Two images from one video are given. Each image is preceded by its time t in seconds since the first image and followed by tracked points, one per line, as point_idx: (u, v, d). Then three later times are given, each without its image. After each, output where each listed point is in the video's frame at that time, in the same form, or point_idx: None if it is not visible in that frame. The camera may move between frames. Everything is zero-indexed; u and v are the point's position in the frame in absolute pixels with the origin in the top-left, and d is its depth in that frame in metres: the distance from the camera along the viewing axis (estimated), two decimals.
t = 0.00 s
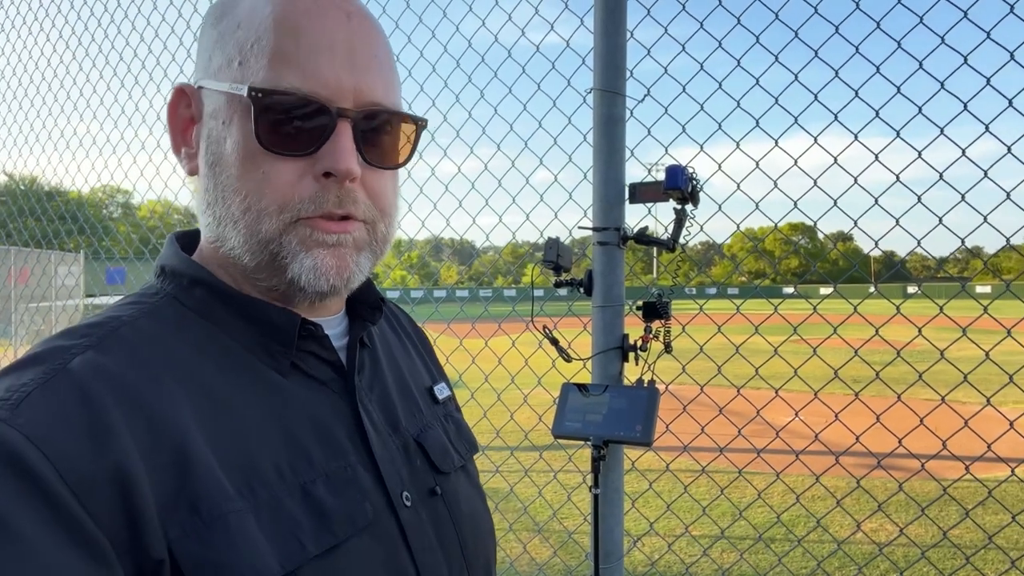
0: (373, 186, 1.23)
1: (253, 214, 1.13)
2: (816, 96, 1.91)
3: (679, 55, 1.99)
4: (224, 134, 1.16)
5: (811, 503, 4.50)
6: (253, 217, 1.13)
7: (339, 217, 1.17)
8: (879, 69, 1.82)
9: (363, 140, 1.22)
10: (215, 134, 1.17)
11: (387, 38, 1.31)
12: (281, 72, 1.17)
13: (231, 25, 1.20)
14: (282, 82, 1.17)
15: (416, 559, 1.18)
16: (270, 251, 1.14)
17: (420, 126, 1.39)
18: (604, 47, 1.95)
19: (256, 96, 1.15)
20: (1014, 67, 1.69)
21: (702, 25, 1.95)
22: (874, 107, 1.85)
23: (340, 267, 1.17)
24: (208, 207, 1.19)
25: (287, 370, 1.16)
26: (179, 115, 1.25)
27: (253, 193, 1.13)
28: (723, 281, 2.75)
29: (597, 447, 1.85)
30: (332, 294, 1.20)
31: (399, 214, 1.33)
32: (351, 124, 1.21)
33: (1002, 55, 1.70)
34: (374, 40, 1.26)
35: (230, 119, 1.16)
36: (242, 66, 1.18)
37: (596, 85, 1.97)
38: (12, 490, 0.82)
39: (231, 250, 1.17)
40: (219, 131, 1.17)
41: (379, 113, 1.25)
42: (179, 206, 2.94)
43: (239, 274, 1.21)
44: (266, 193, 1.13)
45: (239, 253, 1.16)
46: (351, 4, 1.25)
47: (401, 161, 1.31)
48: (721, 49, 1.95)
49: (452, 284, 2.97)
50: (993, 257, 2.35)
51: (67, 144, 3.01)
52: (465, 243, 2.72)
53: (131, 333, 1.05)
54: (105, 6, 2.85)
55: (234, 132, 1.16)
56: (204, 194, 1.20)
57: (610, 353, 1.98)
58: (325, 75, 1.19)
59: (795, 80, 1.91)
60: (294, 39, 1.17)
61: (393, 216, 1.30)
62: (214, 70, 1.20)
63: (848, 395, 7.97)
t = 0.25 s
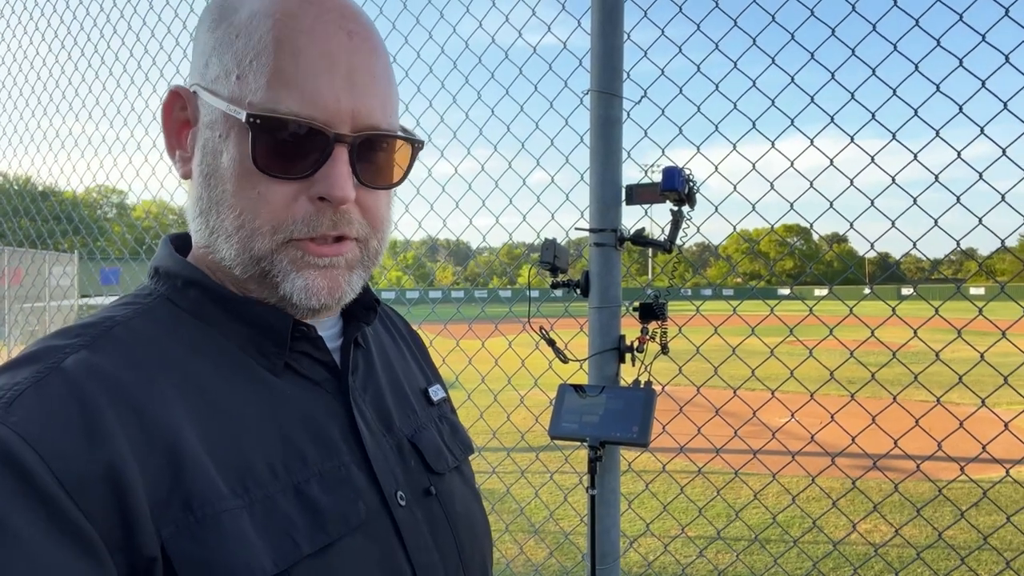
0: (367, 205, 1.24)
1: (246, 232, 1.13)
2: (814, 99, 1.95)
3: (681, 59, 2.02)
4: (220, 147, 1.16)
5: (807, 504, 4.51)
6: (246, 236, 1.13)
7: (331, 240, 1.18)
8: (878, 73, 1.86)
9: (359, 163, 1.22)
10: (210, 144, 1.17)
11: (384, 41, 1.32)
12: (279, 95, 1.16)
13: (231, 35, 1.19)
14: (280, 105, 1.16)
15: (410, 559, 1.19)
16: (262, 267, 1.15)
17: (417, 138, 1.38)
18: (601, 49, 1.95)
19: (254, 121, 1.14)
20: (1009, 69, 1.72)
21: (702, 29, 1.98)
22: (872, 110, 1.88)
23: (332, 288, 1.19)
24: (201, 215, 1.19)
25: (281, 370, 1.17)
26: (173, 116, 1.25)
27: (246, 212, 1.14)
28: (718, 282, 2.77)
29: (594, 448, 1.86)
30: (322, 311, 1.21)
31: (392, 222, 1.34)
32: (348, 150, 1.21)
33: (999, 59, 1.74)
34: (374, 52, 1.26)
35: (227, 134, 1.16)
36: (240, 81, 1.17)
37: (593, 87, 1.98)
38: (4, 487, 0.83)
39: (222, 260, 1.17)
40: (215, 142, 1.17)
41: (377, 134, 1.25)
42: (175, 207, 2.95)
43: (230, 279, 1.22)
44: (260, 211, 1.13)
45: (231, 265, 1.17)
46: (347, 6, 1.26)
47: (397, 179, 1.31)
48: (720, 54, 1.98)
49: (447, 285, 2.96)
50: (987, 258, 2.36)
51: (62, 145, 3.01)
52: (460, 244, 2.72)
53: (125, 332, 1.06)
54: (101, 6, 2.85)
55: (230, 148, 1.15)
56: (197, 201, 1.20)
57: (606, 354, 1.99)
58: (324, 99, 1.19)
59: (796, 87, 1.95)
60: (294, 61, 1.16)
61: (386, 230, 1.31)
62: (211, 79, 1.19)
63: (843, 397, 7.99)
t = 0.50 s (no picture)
0: (361, 208, 1.23)
1: (242, 232, 1.13)
2: (808, 99, 1.92)
3: (675, 59, 2.00)
4: (217, 148, 1.15)
5: (802, 504, 4.52)
6: (241, 236, 1.13)
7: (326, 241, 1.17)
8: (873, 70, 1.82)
9: (356, 165, 1.22)
10: (206, 144, 1.16)
11: (382, 41, 1.31)
12: (277, 96, 1.15)
13: (229, 36, 1.18)
14: (278, 107, 1.15)
15: (405, 562, 1.18)
16: (255, 269, 1.14)
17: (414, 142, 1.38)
18: (596, 50, 1.95)
19: (251, 123, 1.13)
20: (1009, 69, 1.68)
21: (696, 28, 1.96)
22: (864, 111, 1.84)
23: (325, 290, 1.18)
24: (197, 216, 1.18)
25: (275, 372, 1.16)
26: (171, 116, 1.24)
27: (242, 212, 1.13)
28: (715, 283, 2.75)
29: (589, 449, 1.85)
30: (316, 314, 1.20)
31: (388, 226, 1.33)
32: (345, 153, 1.20)
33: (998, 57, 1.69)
34: (373, 54, 1.25)
35: (224, 135, 1.15)
36: (238, 81, 1.15)
37: (589, 88, 1.97)
38: None
39: (216, 261, 1.17)
40: (211, 142, 1.16)
41: (375, 137, 1.24)
42: (170, 207, 2.94)
43: (224, 280, 1.21)
44: (255, 213, 1.13)
45: (226, 266, 1.16)
46: (344, 5, 1.25)
47: (394, 183, 1.30)
48: (714, 53, 1.97)
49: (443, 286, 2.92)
50: (983, 259, 2.36)
51: (57, 144, 2.99)
52: (457, 245, 2.72)
53: (119, 333, 1.05)
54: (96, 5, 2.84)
55: (227, 148, 1.14)
56: (193, 202, 1.20)
57: (602, 355, 1.98)
58: (322, 101, 1.18)
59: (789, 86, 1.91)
60: (292, 62, 1.15)
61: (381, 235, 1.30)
62: (209, 80, 1.18)
63: (838, 397, 8.01)
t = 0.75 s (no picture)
0: (361, 208, 1.23)
1: (242, 230, 1.12)
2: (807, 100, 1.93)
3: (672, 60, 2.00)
4: (218, 147, 1.15)
5: (799, 504, 4.52)
6: (242, 234, 1.12)
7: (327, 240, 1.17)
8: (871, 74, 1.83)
9: (355, 164, 1.21)
10: (208, 143, 1.16)
11: (383, 42, 1.31)
12: (278, 94, 1.15)
13: (230, 34, 1.18)
14: (279, 105, 1.15)
15: (403, 563, 1.18)
16: (256, 268, 1.14)
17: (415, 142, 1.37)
18: (594, 50, 1.95)
19: (251, 120, 1.13)
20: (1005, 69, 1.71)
21: (693, 29, 1.95)
22: (863, 112, 1.86)
23: (324, 288, 1.17)
24: (197, 215, 1.18)
25: (275, 374, 1.16)
26: (173, 116, 1.24)
27: (243, 210, 1.13)
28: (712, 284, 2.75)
29: (587, 449, 1.85)
30: (316, 313, 1.20)
31: (387, 227, 1.33)
32: (345, 151, 1.19)
33: (995, 59, 1.72)
34: (373, 55, 1.25)
35: (225, 134, 1.15)
36: (239, 80, 1.15)
37: (587, 88, 1.97)
38: None
39: (216, 261, 1.16)
40: (213, 142, 1.16)
41: (375, 136, 1.24)
42: (168, 207, 2.93)
43: (224, 280, 1.21)
44: (255, 212, 1.12)
45: (226, 266, 1.16)
46: (345, 6, 1.25)
47: (394, 183, 1.30)
48: (712, 54, 1.96)
49: (441, 286, 2.91)
50: (979, 261, 2.37)
51: (54, 143, 2.99)
52: (455, 245, 2.71)
53: (119, 334, 1.04)
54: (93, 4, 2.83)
55: (227, 147, 1.14)
56: (193, 201, 1.19)
57: (600, 355, 1.98)
58: (323, 99, 1.17)
59: (787, 87, 1.92)
60: (294, 60, 1.15)
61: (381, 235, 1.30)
62: (210, 79, 1.18)
63: (836, 398, 8.03)
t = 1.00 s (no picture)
0: (358, 207, 1.23)
1: (239, 230, 1.12)
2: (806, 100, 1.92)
3: (669, 61, 1.98)
4: (214, 147, 1.15)
5: (798, 505, 4.52)
6: (238, 234, 1.12)
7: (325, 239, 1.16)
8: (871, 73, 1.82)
9: (352, 163, 1.21)
10: (204, 142, 1.16)
11: (380, 42, 1.31)
12: (274, 93, 1.14)
13: (226, 33, 1.17)
14: (275, 103, 1.14)
15: (400, 565, 1.17)
16: (253, 267, 1.13)
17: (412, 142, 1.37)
18: (592, 51, 1.95)
19: (247, 118, 1.13)
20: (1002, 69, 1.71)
21: (690, 28, 1.94)
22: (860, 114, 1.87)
23: (323, 282, 1.17)
24: (194, 215, 1.18)
25: (272, 374, 1.15)
26: (169, 116, 1.23)
27: (239, 210, 1.12)
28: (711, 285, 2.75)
29: (585, 450, 1.85)
30: (315, 309, 1.19)
31: (384, 227, 1.33)
32: (342, 150, 1.19)
33: (993, 59, 1.71)
34: (371, 55, 1.25)
35: (221, 133, 1.14)
36: (235, 79, 1.15)
37: (585, 89, 1.97)
38: None
39: (213, 261, 1.16)
40: (209, 141, 1.15)
41: (372, 134, 1.23)
42: (166, 206, 2.92)
43: (222, 280, 1.20)
44: (252, 211, 1.12)
45: (223, 266, 1.15)
46: (342, 5, 1.24)
47: (391, 182, 1.30)
48: (710, 54, 1.95)
49: (439, 286, 2.92)
50: (978, 262, 2.37)
51: (51, 143, 2.98)
52: (453, 245, 2.71)
53: (116, 334, 1.04)
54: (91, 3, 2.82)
55: (224, 146, 1.14)
56: (190, 201, 1.19)
57: (597, 356, 1.98)
58: (320, 97, 1.17)
59: (784, 88, 1.92)
60: (290, 58, 1.14)
61: (378, 233, 1.30)
62: (207, 79, 1.18)
63: (834, 398, 8.03)
